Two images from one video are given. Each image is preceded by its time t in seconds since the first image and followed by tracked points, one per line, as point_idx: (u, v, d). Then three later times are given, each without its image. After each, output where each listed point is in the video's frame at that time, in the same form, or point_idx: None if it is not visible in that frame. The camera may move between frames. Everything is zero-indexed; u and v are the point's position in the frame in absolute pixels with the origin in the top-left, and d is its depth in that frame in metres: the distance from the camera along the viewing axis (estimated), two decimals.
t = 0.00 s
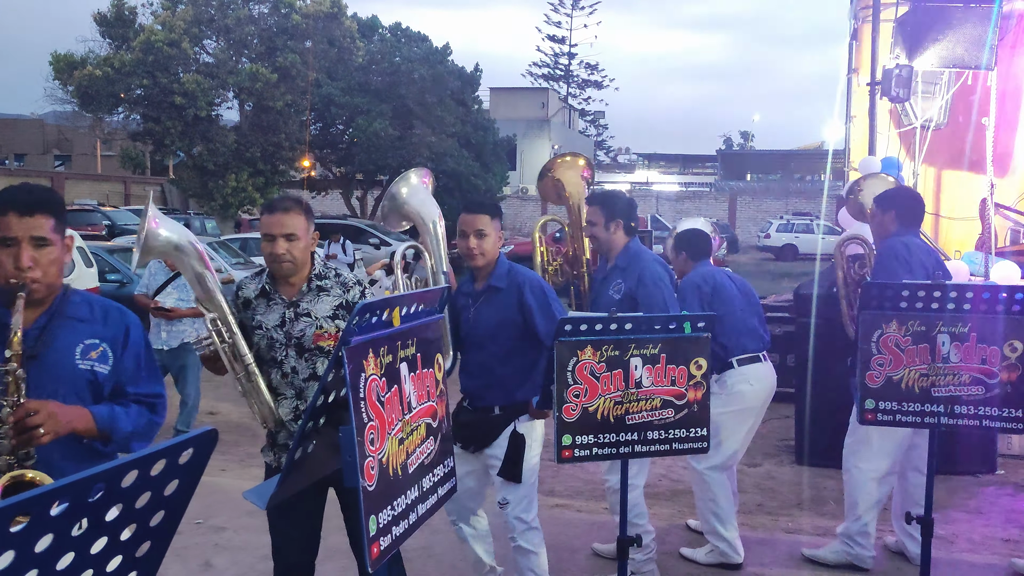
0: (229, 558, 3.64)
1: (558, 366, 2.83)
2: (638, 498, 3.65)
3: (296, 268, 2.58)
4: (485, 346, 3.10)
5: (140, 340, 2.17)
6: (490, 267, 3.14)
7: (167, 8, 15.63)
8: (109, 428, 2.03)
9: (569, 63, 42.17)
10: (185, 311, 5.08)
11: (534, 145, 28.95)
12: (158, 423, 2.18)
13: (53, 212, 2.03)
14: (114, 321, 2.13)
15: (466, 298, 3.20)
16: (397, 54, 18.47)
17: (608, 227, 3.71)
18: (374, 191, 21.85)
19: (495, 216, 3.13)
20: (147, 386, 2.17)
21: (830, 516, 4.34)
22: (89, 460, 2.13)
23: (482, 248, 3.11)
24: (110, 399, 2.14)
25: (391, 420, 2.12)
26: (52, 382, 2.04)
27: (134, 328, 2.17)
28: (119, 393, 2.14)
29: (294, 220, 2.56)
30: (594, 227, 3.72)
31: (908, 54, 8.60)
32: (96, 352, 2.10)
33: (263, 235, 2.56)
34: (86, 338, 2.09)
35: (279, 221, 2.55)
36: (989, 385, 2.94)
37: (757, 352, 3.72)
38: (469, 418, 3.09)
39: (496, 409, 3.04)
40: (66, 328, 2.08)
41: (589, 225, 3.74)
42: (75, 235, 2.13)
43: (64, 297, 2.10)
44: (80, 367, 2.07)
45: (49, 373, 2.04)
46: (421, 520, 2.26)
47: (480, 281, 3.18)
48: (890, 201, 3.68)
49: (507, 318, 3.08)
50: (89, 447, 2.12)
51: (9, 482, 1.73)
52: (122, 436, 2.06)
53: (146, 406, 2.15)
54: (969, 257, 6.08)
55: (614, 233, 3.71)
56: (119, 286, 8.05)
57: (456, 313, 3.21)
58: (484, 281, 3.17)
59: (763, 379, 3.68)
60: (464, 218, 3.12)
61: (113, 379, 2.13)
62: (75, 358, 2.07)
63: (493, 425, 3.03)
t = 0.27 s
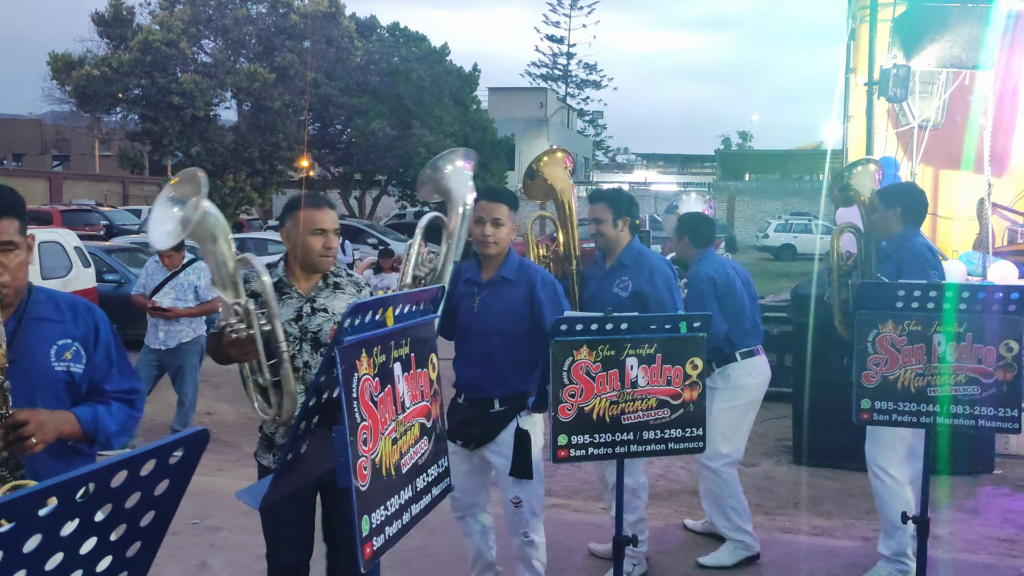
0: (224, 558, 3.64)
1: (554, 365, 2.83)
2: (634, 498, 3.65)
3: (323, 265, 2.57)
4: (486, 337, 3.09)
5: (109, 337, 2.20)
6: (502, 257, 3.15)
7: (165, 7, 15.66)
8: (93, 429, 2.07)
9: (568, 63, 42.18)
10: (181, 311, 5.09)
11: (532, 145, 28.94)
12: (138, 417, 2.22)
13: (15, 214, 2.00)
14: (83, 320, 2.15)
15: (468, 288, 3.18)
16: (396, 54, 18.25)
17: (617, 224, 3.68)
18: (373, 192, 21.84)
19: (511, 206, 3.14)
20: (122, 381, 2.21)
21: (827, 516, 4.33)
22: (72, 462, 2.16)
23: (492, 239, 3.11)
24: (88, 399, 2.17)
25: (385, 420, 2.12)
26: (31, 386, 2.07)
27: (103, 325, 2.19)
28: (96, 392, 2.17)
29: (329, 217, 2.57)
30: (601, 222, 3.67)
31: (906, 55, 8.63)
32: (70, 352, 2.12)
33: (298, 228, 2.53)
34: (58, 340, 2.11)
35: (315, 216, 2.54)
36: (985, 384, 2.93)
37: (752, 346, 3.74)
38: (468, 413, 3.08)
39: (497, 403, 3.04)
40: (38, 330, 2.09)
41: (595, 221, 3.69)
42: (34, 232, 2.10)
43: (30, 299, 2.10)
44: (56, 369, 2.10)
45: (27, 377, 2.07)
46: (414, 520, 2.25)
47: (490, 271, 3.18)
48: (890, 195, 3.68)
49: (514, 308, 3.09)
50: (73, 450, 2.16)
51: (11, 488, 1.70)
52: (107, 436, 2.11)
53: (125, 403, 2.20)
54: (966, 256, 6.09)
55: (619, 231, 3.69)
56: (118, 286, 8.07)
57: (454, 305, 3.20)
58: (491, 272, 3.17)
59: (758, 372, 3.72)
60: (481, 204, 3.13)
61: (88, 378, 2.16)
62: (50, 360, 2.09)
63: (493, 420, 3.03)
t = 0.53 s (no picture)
0: (220, 558, 3.64)
1: (549, 365, 2.83)
2: (630, 499, 3.65)
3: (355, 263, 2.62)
4: (501, 338, 3.09)
5: (90, 334, 2.22)
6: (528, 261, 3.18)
7: (162, 7, 15.67)
8: (86, 428, 2.11)
9: (565, 63, 42.21)
10: (177, 311, 5.09)
11: (530, 145, 28.95)
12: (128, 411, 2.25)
13: None
14: (63, 318, 2.16)
15: (486, 288, 3.18)
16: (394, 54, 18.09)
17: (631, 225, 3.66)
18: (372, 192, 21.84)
19: (535, 208, 3.16)
20: (106, 377, 2.22)
21: (824, 516, 4.34)
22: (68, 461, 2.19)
23: (516, 242, 3.12)
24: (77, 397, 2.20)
25: (378, 419, 2.12)
26: (19, 387, 2.09)
27: (82, 322, 2.21)
28: (83, 390, 2.19)
29: (363, 216, 2.62)
30: (614, 222, 3.63)
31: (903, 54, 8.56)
32: (55, 352, 2.14)
33: (335, 226, 2.58)
34: (42, 340, 2.13)
35: (349, 215, 2.59)
36: (981, 384, 2.93)
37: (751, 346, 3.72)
38: (473, 418, 3.07)
39: (507, 409, 3.04)
40: (20, 331, 2.10)
41: (610, 220, 3.64)
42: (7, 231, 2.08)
43: (7, 300, 2.10)
44: (43, 370, 2.12)
45: (14, 379, 2.09)
46: (408, 520, 2.25)
47: (512, 273, 3.18)
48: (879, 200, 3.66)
49: (536, 309, 3.10)
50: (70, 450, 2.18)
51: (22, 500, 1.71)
52: (101, 433, 2.14)
53: (114, 399, 2.22)
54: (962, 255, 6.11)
55: (625, 230, 3.65)
56: (115, 286, 8.07)
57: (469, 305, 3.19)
58: (514, 275, 3.17)
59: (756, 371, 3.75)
60: (509, 205, 3.15)
61: (74, 377, 2.18)
62: (37, 361, 2.11)
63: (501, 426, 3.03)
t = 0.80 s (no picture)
0: (217, 559, 3.63)
1: (544, 365, 2.83)
2: (627, 499, 3.65)
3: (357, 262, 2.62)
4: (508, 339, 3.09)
5: (92, 333, 2.26)
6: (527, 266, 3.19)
7: (159, 6, 15.65)
8: (92, 425, 2.15)
9: (563, 62, 42.15)
10: (173, 311, 5.09)
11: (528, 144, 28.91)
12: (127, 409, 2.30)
13: None
14: (66, 317, 2.19)
15: (483, 291, 3.15)
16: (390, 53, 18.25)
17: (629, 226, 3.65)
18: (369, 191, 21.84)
19: (535, 209, 3.15)
20: (107, 376, 2.26)
21: (821, 515, 4.34)
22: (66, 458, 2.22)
23: (519, 247, 3.13)
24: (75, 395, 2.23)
25: (372, 419, 2.11)
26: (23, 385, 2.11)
27: (84, 322, 2.24)
28: (83, 388, 2.23)
29: (366, 215, 2.62)
30: (611, 221, 3.61)
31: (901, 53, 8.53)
32: (59, 350, 2.17)
33: (337, 223, 2.58)
34: (46, 338, 2.15)
35: (352, 213, 2.59)
36: (978, 383, 2.93)
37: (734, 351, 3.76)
38: (475, 421, 3.04)
39: (511, 408, 3.05)
40: (24, 330, 2.12)
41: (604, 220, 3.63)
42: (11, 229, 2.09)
43: (10, 299, 2.11)
44: (47, 368, 2.15)
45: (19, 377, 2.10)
46: (402, 520, 2.25)
47: (509, 274, 3.17)
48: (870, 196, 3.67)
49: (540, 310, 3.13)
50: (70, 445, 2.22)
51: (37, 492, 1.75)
52: (104, 430, 2.19)
53: (114, 396, 2.27)
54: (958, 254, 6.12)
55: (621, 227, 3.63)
56: (111, 286, 8.06)
57: (468, 306, 3.15)
58: (513, 278, 3.17)
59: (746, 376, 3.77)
60: (508, 208, 3.11)
61: (76, 375, 2.22)
62: (42, 359, 2.14)
63: (506, 425, 3.04)
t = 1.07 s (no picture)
0: (214, 559, 3.63)
1: (543, 365, 2.83)
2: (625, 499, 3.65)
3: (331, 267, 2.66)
4: (492, 344, 3.07)
5: (111, 337, 2.31)
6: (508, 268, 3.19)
7: (155, 5, 15.61)
8: (109, 422, 2.18)
9: (560, 61, 42.12)
10: (169, 310, 5.08)
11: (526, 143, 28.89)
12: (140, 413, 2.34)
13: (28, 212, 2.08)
14: (86, 319, 2.24)
15: (461, 298, 3.10)
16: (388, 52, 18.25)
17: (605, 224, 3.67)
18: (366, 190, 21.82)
19: (504, 213, 3.18)
20: (124, 379, 2.31)
21: (818, 514, 4.34)
22: (82, 457, 2.24)
23: (496, 250, 3.10)
24: (92, 396, 2.26)
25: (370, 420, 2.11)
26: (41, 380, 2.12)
27: (103, 326, 2.29)
28: (101, 389, 2.27)
29: (336, 218, 2.68)
30: (587, 219, 3.62)
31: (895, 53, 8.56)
32: (78, 349, 2.20)
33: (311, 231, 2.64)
34: (66, 338, 2.18)
35: (324, 217, 2.64)
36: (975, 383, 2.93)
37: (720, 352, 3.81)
38: (464, 421, 3.02)
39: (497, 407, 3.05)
40: (45, 328, 2.14)
41: (579, 218, 3.64)
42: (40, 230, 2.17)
43: (34, 297, 2.16)
44: (66, 365, 2.17)
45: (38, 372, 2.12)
46: (400, 521, 2.25)
47: (484, 278, 3.14)
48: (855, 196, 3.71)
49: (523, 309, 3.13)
50: (87, 445, 2.24)
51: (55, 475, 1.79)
52: (119, 429, 2.22)
53: (130, 399, 2.30)
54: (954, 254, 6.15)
55: (597, 224, 3.64)
56: (108, 285, 8.04)
57: (446, 313, 3.09)
58: (488, 281, 3.14)
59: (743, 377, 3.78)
60: (479, 214, 3.11)
61: (94, 376, 2.25)
62: (61, 357, 2.16)
63: (494, 422, 3.04)
